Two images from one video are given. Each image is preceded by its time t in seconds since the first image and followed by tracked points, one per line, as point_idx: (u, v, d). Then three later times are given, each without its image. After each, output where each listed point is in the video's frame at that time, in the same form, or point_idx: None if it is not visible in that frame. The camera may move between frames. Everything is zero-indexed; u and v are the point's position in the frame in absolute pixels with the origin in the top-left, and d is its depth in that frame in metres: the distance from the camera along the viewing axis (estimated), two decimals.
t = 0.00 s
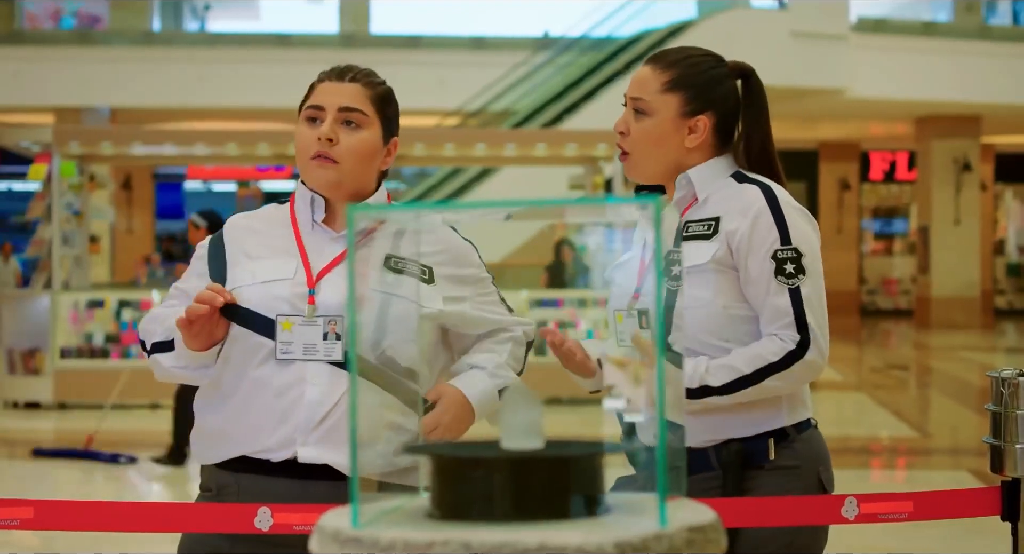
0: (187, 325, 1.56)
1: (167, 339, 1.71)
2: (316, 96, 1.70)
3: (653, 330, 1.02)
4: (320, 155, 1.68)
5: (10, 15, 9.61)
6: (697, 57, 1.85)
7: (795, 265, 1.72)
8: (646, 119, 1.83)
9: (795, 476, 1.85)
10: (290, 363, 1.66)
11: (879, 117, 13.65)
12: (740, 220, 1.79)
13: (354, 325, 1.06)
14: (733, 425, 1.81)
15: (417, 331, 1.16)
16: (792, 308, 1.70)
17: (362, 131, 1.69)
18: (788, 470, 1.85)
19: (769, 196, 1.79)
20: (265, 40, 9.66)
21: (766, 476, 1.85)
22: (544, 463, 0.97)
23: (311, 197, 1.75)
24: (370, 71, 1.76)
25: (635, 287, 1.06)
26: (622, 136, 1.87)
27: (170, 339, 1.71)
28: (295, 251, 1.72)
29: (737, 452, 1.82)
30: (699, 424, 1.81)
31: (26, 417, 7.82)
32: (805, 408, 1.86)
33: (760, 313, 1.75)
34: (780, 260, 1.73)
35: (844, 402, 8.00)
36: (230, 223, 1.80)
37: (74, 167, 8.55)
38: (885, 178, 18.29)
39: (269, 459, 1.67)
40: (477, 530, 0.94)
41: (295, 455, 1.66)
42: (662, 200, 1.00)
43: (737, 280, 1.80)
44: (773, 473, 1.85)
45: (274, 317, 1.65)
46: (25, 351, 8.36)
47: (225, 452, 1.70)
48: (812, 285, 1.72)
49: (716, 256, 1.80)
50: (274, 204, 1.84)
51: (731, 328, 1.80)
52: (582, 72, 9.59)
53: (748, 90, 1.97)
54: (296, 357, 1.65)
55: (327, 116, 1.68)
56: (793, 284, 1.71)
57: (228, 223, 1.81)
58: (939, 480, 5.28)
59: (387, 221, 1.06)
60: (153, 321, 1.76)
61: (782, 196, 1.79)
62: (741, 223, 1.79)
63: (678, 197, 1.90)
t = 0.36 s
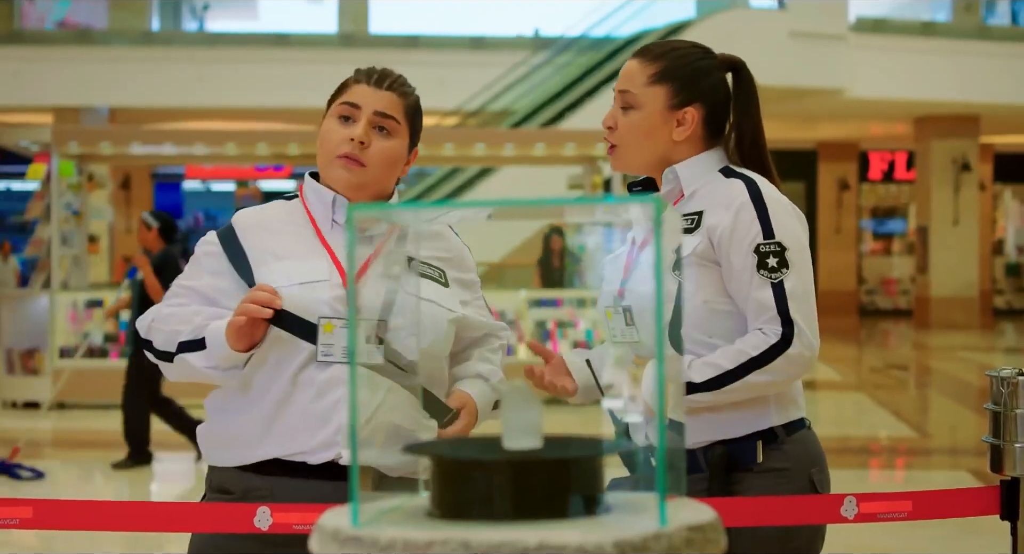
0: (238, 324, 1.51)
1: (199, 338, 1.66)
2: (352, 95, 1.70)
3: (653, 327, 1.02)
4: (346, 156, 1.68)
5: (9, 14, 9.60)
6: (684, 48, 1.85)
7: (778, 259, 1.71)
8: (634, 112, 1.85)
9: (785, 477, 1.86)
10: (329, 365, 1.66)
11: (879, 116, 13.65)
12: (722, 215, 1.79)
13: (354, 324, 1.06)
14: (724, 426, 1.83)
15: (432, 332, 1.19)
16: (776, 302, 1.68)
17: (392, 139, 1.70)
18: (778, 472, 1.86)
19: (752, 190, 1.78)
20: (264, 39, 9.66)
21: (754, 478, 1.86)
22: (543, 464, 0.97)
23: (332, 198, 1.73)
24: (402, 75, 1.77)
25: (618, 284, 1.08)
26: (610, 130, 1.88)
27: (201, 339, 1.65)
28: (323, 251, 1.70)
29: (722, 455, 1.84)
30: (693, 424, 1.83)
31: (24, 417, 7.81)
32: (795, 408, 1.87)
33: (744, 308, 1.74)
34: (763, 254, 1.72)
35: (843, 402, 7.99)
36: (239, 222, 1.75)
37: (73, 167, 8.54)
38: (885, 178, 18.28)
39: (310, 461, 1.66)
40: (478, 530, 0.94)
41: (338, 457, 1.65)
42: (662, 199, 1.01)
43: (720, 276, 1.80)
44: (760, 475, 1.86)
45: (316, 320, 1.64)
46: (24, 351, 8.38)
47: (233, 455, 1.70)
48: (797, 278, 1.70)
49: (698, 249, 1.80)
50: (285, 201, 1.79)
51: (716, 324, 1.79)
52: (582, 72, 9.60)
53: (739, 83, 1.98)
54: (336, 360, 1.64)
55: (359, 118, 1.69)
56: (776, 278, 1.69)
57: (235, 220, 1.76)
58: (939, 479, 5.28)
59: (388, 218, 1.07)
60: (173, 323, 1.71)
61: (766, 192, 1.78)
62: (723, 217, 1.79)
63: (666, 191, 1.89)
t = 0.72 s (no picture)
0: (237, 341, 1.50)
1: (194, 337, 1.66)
2: (349, 94, 1.70)
3: (659, 325, 1.03)
4: (348, 155, 1.67)
5: (10, 14, 9.62)
6: (679, 52, 1.86)
7: (784, 266, 1.70)
8: (625, 109, 1.84)
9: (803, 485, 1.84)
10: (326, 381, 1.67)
11: (880, 116, 13.65)
12: (721, 226, 1.79)
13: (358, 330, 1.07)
14: (735, 437, 1.80)
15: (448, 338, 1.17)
16: (786, 310, 1.67)
17: (394, 136, 1.70)
18: (796, 480, 1.84)
19: (748, 198, 1.78)
20: (264, 39, 9.65)
21: (773, 487, 1.83)
22: (547, 468, 0.96)
23: (332, 204, 1.74)
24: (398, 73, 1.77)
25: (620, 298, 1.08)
26: (598, 129, 1.86)
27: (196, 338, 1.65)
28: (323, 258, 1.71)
29: (743, 466, 1.81)
30: (695, 439, 1.81)
31: (24, 417, 7.79)
32: (810, 411, 1.85)
33: (752, 319, 1.73)
34: (767, 262, 1.71)
35: (844, 402, 7.98)
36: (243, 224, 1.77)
37: (75, 167, 8.53)
38: (886, 178, 18.26)
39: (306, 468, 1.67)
40: (486, 530, 0.94)
41: (332, 467, 1.66)
42: (666, 200, 1.02)
43: (722, 288, 1.80)
44: (780, 483, 1.83)
45: (316, 334, 1.65)
46: (27, 351, 8.31)
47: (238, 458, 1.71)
48: (803, 283, 1.70)
49: (698, 263, 1.79)
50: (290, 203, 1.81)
51: (721, 336, 1.79)
52: (582, 72, 9.59)
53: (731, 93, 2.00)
54: (340, 374, 1.65)
55: (360, 117, 1.68)
56: (783, 286, 1.69)
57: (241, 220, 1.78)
58: (940, 479, 5.27)
59: (396, 223, 1.07)
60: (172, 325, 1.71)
61: (763, 198, 1.78)
62: (721, 230, 1.79)
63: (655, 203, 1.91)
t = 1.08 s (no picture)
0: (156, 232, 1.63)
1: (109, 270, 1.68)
2: (251, 100, 1.68)
3: (661, 325, 1.03)
4: (273, 158, 1.67)
5: (11, 14, 9.63)
6: (660, 50, 1.81)
7: (785, 259, 1.73)
8: (614, 116, 1.79)
9: (794, 478, 1.85)
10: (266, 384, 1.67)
11: (880, 116, 13.65)
12: (721, 220, 1.80)
13: (357, 326, 1.05)
14: (728, 432, 1.81)
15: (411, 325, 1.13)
16: (789, 302, 1.69)
17: (308, 129, 1.71)
18: (787, 473, 1.85)
19: (748, 192, 1.80)
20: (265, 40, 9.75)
21: (767, 480, 1.84)
22: (548, 465, 0.97)
23: (245, 206, 1.74)
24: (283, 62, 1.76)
25: (612, 296, 1.09)
26: (590, 136, 1.80)
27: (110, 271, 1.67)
28: (243, 257, 1.72)
29: (738, 459, 1.81)
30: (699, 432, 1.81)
31: (24, 417, 7.78)
32: (797, 405, 1.86)
33: (753, 312, 1.74)
34: (770, 255, 1.73)
35: (844, 402, 7.97)
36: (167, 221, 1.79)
37: (76, 167, 8.54)
38: (886, 178, 18.27)
39: (261, 476, 1.69)
40: (487, 529, 0.94)
41: (284, 471, 1.69)
42: (666, 200, 1.02)
43: (721, 279, 1.81)
44: (773, 476, 1.84)
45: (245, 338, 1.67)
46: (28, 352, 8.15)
47: (181, 465, 1.71)
48: (803, 277, 1.73)
49: (700, 255, 1.79)
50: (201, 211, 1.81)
51: (721, 328, 1.79)
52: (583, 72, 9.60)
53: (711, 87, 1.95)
54: (278, 374, 1.65)
55: (273, 120, 1.67)
56: (785, 278, 1.71)
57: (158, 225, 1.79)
58: (939, 479, 5.27)
59: (397, 223, 1.07)
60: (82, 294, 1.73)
61: (762, 192, 1.80)
62: (723, 223, 1.79)
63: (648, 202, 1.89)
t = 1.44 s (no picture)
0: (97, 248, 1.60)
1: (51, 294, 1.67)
2: (188, 94, 1.72)
3: (660, 324, 1.02)
4: (219, 147, 1.71)
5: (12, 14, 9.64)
6: (670, 49, 1.82)
7: (778, 269, 1.72)
8: (624, 114, 1.81)
9: (772, 476, 1.86)
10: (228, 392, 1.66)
11: (881, 117, 13.64)
12: (721, 222, 1.78)
13: (361, 320, 1.04)
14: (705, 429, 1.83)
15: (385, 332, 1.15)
16: (775, 311, 1.70)
17: (247, 116, 1.77)
18: (763, 470, 1.86)
19: (750, 197, 1.78)
20: (266, 40, 9.63)
21: (741, 476, 1.86)
22: (546, 467, 0.96)
23: (188, 209, 1.75)
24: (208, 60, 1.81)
25: (607, 285, 1.12)
26: (599, 132, 1.83)
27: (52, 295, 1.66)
28: (190, 265, 1.72)
29: (708, 454, 1.85)
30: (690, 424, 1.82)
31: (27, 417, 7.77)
32: (780, 407, 1.87)
33: (739, 316, 1.75)
34: (762, 264, 1.73)
35: (845, 402, 7.97)
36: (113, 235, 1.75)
37: (77, 167, 8.55)
38: (887, 178, 18.26)
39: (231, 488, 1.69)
40: (489, 529, 0.94)
41: (257, 482, 1.68)
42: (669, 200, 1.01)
43: (713, 280, 1.80)
44: (750, 474, 1.86)
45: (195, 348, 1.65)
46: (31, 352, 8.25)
47: (143, 485, 1.70)
48: (794, 288, 1.73)
49: (695, 254, 1.78)
50: (131, 216, 1.79)
51: (707, 330, 1.80)
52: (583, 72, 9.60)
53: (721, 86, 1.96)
54: (238, 384, 1.65)
55: (214, 111, 1.72)
56: (775, 288, 1.71)
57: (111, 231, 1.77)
58: (940, 480, 5.26)
59: (389, 225, 1.04)
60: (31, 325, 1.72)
61: (763, 198, 1.78)
62: (722, 225, 1.78)
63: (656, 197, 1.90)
